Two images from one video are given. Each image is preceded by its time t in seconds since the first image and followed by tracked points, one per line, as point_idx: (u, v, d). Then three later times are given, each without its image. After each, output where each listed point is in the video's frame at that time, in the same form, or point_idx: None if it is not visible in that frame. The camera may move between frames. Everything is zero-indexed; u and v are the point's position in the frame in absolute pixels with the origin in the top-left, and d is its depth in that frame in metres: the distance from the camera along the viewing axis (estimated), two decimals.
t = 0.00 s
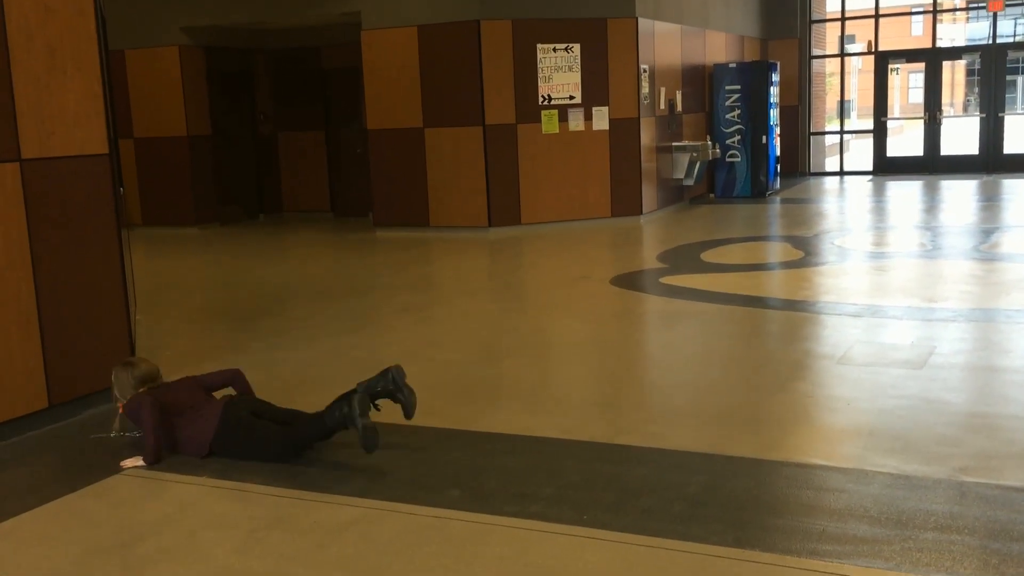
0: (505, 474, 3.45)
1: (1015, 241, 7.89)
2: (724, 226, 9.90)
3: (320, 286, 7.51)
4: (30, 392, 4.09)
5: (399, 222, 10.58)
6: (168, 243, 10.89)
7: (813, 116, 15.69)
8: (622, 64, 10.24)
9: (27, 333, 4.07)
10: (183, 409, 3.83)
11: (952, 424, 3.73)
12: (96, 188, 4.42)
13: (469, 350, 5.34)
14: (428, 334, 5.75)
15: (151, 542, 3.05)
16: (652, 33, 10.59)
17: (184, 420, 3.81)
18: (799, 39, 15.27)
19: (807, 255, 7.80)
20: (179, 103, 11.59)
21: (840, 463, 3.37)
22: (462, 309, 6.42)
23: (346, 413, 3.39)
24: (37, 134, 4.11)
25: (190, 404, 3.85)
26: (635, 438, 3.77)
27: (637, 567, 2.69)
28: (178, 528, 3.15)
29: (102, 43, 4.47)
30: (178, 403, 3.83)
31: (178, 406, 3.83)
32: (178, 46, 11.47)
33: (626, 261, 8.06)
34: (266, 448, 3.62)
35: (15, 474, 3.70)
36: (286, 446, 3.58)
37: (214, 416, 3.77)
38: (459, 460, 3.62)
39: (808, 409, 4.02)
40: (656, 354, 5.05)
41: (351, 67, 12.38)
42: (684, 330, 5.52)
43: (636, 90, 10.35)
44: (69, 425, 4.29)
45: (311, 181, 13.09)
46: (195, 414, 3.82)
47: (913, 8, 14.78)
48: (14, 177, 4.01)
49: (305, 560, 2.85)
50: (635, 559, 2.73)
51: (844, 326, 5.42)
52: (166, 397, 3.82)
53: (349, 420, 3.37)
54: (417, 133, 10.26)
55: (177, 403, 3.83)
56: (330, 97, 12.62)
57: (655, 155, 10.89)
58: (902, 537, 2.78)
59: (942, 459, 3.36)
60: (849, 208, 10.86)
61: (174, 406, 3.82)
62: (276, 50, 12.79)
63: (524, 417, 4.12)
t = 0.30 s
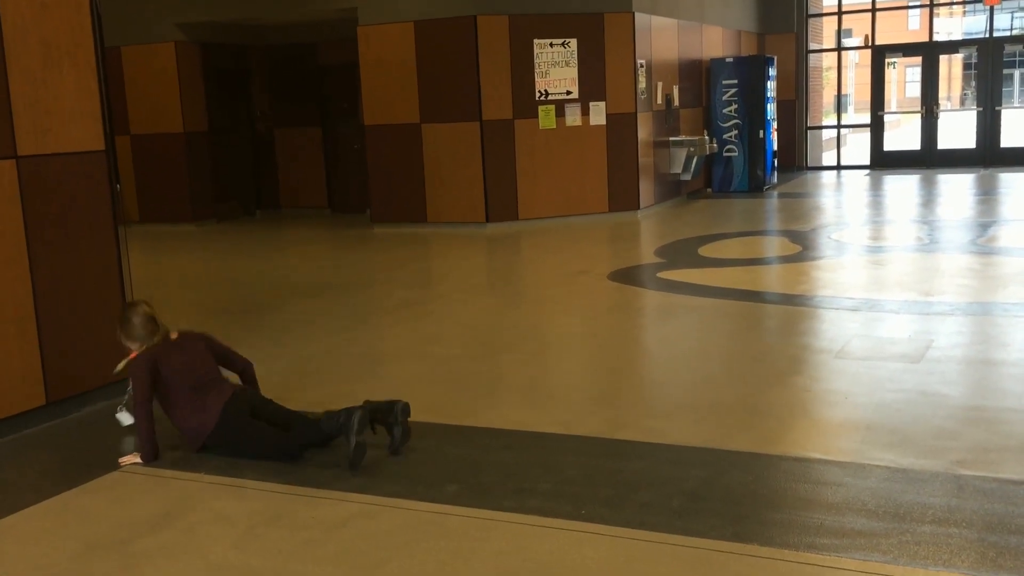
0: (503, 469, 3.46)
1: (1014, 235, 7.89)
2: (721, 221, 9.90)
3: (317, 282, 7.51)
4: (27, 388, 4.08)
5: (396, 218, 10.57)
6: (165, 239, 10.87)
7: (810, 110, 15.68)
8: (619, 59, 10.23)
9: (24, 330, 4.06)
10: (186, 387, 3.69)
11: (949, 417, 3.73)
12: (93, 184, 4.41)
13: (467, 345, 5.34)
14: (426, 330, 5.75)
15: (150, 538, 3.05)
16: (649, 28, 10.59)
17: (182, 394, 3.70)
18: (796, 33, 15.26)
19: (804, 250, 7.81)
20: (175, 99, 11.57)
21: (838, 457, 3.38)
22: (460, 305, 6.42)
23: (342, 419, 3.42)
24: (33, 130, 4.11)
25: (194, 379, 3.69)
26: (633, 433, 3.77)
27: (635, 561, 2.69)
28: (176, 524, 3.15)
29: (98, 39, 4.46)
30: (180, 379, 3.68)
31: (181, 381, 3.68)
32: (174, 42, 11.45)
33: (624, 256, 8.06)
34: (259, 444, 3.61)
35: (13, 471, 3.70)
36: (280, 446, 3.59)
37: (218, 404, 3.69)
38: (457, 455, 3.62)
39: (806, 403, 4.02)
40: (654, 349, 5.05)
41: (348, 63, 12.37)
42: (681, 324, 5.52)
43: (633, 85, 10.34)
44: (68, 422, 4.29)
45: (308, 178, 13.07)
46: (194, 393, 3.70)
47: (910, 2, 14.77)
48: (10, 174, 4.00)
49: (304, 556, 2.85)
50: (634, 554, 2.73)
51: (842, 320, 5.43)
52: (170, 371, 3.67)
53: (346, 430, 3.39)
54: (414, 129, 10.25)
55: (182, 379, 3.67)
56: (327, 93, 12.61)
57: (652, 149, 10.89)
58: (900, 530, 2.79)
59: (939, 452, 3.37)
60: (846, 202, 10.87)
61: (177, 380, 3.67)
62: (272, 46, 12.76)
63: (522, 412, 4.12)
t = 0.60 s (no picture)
0: (499, 467, 3.45)
1: (1007, 232, 7.91)
2: (715, 218, 9.91)
3: (311, 280, 7.50)
4: (21, 388, 4.07)
5: (390, 216, 10.56)
6: (159, 238, 10.85)
7: (804, 107, 15.69)
8: (613, 56, 10.23)
9: (17, 330, 4.05)
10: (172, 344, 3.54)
11: (942, 414, 3.74)
12: (86, 184, 4.40)
13: (460, 343, 5.33)
14: (421, 328, 5.75)
15: (145, 537, 3.04)
16: (642, 25, 10.58)
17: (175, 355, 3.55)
18: (790, 30, 15.26)
19: (798, 247, 7.82)
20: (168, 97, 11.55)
21: (831, 454, 3.38)
22: (454, 303, 6.41)
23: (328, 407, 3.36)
24: (26, 130, 4.10)
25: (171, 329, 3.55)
26: (628, 430, 3.77)
27: (630, 558, 2.69)
28: (170, 522, 3.14)
29: (91, 38, 4.45)
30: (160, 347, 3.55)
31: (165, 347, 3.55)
32: (167, 40, 11.42)
33: (618, 253, 8.06)
34: (248, 342, 3.29)
35: (7, 471, 3.69)
36: (269, 349, 3.28)
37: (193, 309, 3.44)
38: (451, 453, 3.62)
39: (800, 400, 4.03)
40: (648, 346, 5.05)
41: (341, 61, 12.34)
42: (676, 322, 5.53)
43: (627, 82, 10.34)
44: (60, 421, 4.28)
45: (302, 176, 13.05)
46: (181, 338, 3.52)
47: None
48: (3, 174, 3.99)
49: (299, 554, 2.85)
50: (629, 551, 2.74)
51: (836, 316, 5.44)
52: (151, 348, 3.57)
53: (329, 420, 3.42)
54: (408, 126, 10.23)
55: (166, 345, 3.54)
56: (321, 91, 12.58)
57: (646, 147, 10.89)
58: (893, 527, 2.79)
59: (933, 449, 3.37)
60: (840, 199, 10.88)
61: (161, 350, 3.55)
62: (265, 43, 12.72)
63: (517, 410, 4.12)
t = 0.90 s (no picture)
0: (489, 466, 3.46)
1: (995, 230, 7.94)
2: (705, 218, 9.92)
3: (301, 280, 7.48)
4: (9, 389, 4.06)
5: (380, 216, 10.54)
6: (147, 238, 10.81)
7: (793, 107, 15.72)
8: (603, 56, 10.23)
9: (5, 331, 4.03)
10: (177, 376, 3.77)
11: (931, 413, 3.75)
12: (74, 184, 4.38)
13: (451, 343, 5.33)
14: (411, 328, 5.74)
15: (134, 539, 3.03)
16: (632, 25, 10.59)
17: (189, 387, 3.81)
18: (779, 30, 15.28)
19: (787, 246, 7.84)
20: (157, 97, 11.50)
21: (820, 453, 3.39)
22: (445, 303, 6.42)
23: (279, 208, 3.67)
24: (13, 129, 4.08)
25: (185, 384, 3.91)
26: (618, 429, 3.78)
27: (620, 557, 2.70)
28: (159, 524, 3.13)
29: (78, 37, 4.43)
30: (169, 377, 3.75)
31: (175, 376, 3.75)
32: (156, 40, 11.38)
33: (608, 253, 8.07)
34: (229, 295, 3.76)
35: None
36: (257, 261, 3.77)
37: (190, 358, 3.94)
38: (443, 453, 3.62)
39: (789, 399, 4.03)
40: (638, 346, 5.06)
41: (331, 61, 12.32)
42: (666, 321, 5.54)
43: (616, 82, 10.35)
44: (50, 422, 4.26)
45: (291, 176, 13.03)
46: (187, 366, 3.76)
47: None
48: None
49: (289, 554, 2.85)
50: (618, 550, 2.74)
51: (824, 315, 5.45)
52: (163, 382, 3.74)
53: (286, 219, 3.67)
54: (397, 126, 10.22)
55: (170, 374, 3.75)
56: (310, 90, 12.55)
57: (636, 146, 10.90)
58: (882, 525, 2.80)
59: (922, 447, 3.38)
60: (829, 198, 10.91)
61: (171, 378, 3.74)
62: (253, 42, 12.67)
63: (508, 409, 4.12)
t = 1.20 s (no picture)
0: (475, 469, 3.45)
1: (980, 231, 7.98)
2: (692, 219, 9.95)
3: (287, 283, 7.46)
4: None
5: (367, 218, 10.52)
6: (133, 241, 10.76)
7: (779, 108, 15.77)
8: (590, 58, 10.24)
9: None
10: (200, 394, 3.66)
11: (916, 412, 3.77)
12: (58, 187, 4.36)
13: (438, 345, 5.32)
14: (398, 330, 5.73)
15: (118, 543, 3.01)
16: (618, 26, 10.61)
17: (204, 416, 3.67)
18: (764, 31, 15.33)
19: (774, 247, 7.87)
20: (142, 99, 11.45)
21: (806, 453, 3.40)
22: (431, 305, 6.41)
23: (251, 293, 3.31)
24: None
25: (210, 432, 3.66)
26: (604, 431, 3.78)
27: (606, 559, 2.70)
28: (144, 529, 3.11)
29: (62, 39, 4.41)
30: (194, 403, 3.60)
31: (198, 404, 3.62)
32: (141, 42, 11.33)
33: (595, 254, 8.08)
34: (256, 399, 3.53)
35: None
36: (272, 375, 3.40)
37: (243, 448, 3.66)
38: (429, 455, 3.61)
39: (776, 399, 4.04)
40: (625, 347, 5.06)
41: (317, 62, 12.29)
42: (653, 322, 5.55)
43: (603, 83, 10.36)
44: (32, 427, 4.23)
45: (278, 178, 12.99)
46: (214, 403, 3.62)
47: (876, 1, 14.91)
48: None
49: (275, 558, 2.83)
50: (604, 552, 2.74)
51: (811, 316, 5.47)
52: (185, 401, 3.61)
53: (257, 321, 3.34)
54: (384, 128, 10.21)
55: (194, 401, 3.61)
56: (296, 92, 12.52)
57: (623, 148, 10.91)
58: (868, 525, 2.81)
59: (907, 447, 3.40)
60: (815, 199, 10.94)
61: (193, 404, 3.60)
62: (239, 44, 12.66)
63: (494, 411, 4.12)
